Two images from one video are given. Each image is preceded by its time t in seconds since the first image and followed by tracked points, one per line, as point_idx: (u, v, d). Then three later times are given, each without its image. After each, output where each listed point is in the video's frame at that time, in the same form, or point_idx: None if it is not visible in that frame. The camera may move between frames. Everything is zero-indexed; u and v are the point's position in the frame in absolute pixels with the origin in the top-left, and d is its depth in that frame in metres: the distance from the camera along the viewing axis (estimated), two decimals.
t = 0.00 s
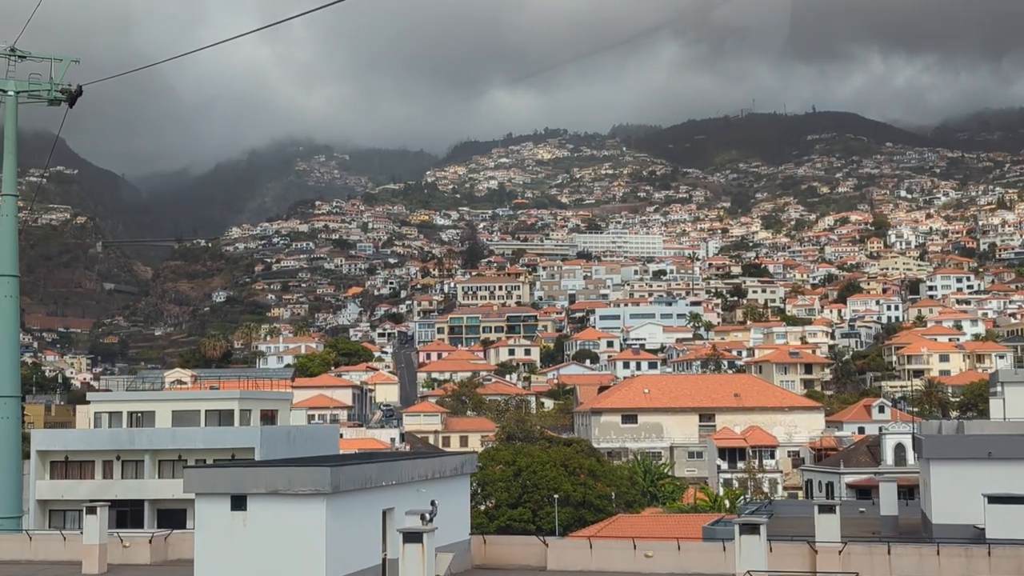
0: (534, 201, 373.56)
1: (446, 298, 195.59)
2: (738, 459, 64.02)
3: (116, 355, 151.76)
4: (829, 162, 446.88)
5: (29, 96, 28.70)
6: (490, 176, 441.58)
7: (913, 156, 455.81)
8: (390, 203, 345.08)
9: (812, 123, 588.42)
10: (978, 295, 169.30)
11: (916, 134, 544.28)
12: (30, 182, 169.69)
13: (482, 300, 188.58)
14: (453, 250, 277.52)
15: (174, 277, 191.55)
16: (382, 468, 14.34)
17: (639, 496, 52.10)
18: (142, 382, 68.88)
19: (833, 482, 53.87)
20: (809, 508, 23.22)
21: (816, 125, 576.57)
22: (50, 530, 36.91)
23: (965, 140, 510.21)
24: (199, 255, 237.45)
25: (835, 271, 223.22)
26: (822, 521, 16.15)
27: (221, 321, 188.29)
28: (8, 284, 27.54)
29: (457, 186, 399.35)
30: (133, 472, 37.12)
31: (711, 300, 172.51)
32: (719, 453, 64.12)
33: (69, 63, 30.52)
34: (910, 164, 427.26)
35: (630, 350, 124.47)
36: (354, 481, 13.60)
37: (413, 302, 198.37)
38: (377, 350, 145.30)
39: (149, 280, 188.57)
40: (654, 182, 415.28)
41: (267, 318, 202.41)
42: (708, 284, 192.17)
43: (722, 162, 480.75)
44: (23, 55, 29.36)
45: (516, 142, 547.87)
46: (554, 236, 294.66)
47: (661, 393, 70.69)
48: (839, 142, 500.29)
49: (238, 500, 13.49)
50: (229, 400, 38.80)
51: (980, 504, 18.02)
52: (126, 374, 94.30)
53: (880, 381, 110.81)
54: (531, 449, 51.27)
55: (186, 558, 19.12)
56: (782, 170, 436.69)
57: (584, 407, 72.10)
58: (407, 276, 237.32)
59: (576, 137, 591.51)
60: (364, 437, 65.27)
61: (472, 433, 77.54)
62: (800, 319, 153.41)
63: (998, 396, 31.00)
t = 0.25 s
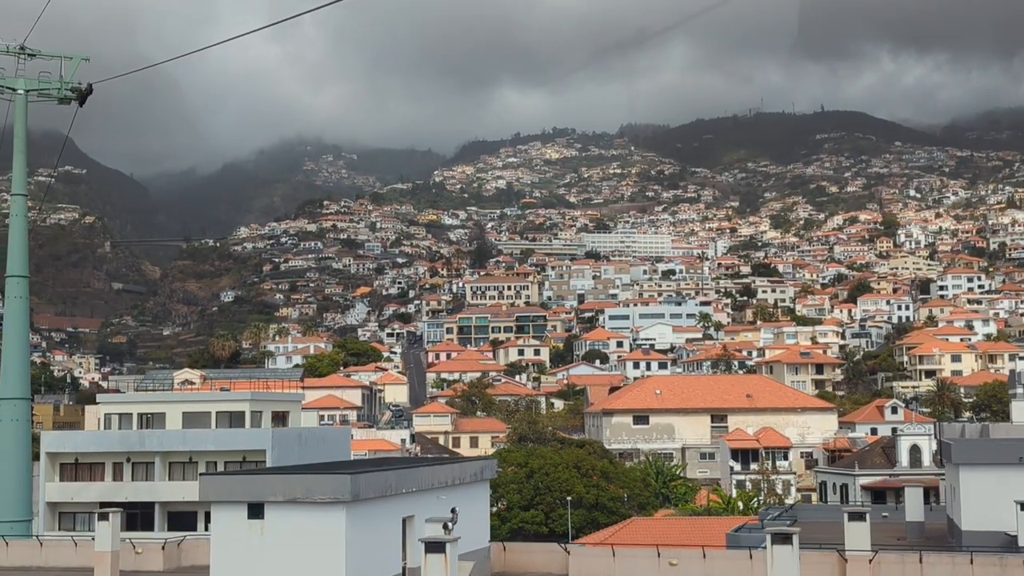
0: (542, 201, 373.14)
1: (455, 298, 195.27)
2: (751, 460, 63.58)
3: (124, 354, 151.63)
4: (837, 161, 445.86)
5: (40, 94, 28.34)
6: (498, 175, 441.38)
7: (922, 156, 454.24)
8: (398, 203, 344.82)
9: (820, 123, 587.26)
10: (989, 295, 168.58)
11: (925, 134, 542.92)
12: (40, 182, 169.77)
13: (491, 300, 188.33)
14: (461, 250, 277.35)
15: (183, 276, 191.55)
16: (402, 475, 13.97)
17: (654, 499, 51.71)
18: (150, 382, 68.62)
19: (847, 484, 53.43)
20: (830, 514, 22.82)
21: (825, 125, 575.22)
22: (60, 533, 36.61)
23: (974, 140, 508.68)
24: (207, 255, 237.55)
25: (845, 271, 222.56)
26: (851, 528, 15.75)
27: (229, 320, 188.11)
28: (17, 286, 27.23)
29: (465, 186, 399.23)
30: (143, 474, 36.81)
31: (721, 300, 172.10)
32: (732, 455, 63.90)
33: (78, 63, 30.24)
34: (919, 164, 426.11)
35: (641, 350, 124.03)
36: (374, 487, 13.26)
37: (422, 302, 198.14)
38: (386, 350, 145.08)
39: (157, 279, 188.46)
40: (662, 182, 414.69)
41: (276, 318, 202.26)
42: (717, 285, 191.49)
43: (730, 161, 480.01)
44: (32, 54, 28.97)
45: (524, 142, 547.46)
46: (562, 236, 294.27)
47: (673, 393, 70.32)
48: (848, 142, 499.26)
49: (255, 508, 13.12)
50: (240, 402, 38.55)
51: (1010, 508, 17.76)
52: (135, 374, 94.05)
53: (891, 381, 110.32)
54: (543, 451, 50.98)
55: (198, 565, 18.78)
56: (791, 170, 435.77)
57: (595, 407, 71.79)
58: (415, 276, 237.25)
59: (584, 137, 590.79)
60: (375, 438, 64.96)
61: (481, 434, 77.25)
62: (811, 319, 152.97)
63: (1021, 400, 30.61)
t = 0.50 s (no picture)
0: (547, 193, 372.52)
1: (460, 290, 194.84)
2: (760, 453, 63.23)
3: (130, 348, 151.57)
4: (843, 152, 444.65)
5: (46, 87, 28.02)
6: (503, 168, 440.57)
7: (928, 147, 452.93)
8: (403, 195, 344.56)
9: (826, 115, 585.73)
10: (997, 287, 167.84)
11: (930, 126, 541.45)
12: (45, 175, 169.51)
13: (497, 293, 188.01)
14: (467, 242, 277.10)
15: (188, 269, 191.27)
16: (419, 475, 13.68)
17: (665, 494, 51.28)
18: (157, 376, 68.41)
19: (858, 478, 53.18)
20: (850, 510, 22.47)
21: (830, 116, 573.66)
22: (68, 529, 36.43)
23: (980, 130, 507.16)
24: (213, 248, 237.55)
25: (851, 263, 221.94)
26: (877, 528, 15.42)
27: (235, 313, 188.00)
28: (25, 280, 27.01)
29: (470, 178, 398.67)
30: (152, 469, 36.59)
31: (727, 292, 171.61)
32: (741, 448, 63.21)
33: (84, 54, 29.88)
34: (925, 155, 424.94)
35: (648, 343, 123.59)
36: (391, 488, 12.96)
37: (427, 294, 197.81)
38: (392, 343, 144.76)
39: (163, 273, 188.55)
40: (667, 173, 413.90)
41: (281, 311, 202.07)
42: (723, 277, 191.05)
43: (736, 153, 479.01)
44: (38, 45, 28.62)
45: (529, 134, 546.74)
46: (568, 228, 293.76)
47: (681, 386, 69.99)
48: (853, 133, 498.00)
49: (269, 508, 12.81)
50: (249, 397, 38.28)
51: None
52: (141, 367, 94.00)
53: (900, 374, 109.80)
54: (553, 445, 50.71)
55: (211, 565, 18.52)
56: (796, 161, 434.72)
57: (603, 401, 71.49)
58: (421, 268, 237.07)
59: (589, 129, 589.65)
60: (382, 432, 64.73)
61: (488, 427, 76.96)
62: (818, 311, 152.43)
63: None
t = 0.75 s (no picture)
0: (549, 170, 371.48)
1: (464, 268, 194.39)
2: (768, 431, 62.90)
3: (133, 327, 151.41)
4: (846, 128, 443.14)
5: (47, 64, 27.57)
6: (505, 145, 439.48)
7: (931, 122, 451.14)
8: (405, 173, 343.67)
9: (828, 90, 583.34)
10: (1002, 262, 167.31)
11: (934, 101, 539.43)
12: (46, 155, 168.87)
13: (500, 271, 187.71)
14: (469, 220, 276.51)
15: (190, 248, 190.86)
16: (437, 461, 13.31)
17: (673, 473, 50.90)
18: (160, 356, 68.08)
19: (868, 456, 52.85)
20: (868, 491, 22.16)
21: (832, 92, 571.38)
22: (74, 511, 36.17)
23: (983, 105, 505.32)
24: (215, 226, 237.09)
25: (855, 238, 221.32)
26: (904, 512, 15.12)
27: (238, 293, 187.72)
28: (28, 261, 26.62)
29: (472, 156, 397.70)
30: (158, 451, 36.26)
31: (731, 269, 171.29)
32: (749, 425, 62.90)
33: (85, 31, 29.44)
34: (928, 130, 423.45)
35: (652, 321, 123.26)
36: (409, 475, 12.60)
37: (430, 272, 197.43)
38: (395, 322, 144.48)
39: (165, 252, 188.20)
40: (670, 150, 412.69)
41: (284, 290, 201.72)
42: (727, 254, 190.48)
43: (738, 128, 477.44)
44: (39, 23, 28.16)
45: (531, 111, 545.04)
46: (570, 205, 293.00)
47: (688, 364, 69.71)
48: (856, 108, 496.25)
49: (284, 498, 12.47)
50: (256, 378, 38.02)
51: None
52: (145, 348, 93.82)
53: (905, 350, 109.48)
54: (560, 425, 50.53)
55: (223, 551, 18.19)
56: (799, 137, 433.28)
57: (609, 379, 71.22)
58: (424, 246, 236.63)
59: (591, 106, 587.92)
60: (388, 412, 64.52)
61: (493, 406, 76.75)
62: (822, 287, 152.08)
63: None
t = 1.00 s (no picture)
0: (546, 139, 370.19)
1: (461, 239, 193.80)
2: (768, 402, 62.76)
3: (130, 299, 150.89)
4: (843, 97, 441.57)
5: (43, 32, 27.07)
6: (501, 114, 437.67)
7: (928, 92, 449.54)
8: (401, 143, 342.29)
9: (825, 59, 580.81)
10: (1000, 232, 166.97)
11: (931, 71, 537.56)
12: (40, 126, 167.66)
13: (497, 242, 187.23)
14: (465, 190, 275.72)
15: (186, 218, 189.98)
16: (445, 439, 13.02)
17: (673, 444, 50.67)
18: (157, 326, 67.69)
19: (867, 427, 52.65)
20: (877, 466, 22.01)
21: (830, 61, 569.08)
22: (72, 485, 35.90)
23: (981, 74, 503.59)
24: (211, 197, 236.10)
25: (853, 208, 220.85)
26: (919, 489, 14.86)
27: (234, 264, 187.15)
28: (25, 233, 26.19)
29: (468, 126, 396.05)
30: (157, 424, 35.96)
31: (730, 239, 170.99)
32: (749, 396, 62.76)
33: None
34: (925, 99, 422.05)
35: (651, 292, 122.91)
36: (419, 454, 12.31)
37: (427, 243, 196.90)
38: (392, 293, 144.10)
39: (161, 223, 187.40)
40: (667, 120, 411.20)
41: (280, 261, 201.16)
42: (725, 224, 190.01)
43: (735, 98, 475.57)
44: None
45: (527, 81, 542.67)
46: (567, 175, 292.14)
47: (687, 335, 69.54)
48: (854, 78, 494.19)
49: (291, 477, 12.19)
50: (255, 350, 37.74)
51: None
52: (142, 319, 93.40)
53: (904, 321, 109.31)
54: (561, 397, 50.37)
55: (225, 529, 17.93)
56: (796, 106, 431.76)
57: (608, 350, 71.05)
58: (420, 216, 235.87)
59: (587, 75, 585.18)
60: (387, 384, 64.32)
61: (492, 377, 76.58)
62: (819, 258, 151.75)
63: None
